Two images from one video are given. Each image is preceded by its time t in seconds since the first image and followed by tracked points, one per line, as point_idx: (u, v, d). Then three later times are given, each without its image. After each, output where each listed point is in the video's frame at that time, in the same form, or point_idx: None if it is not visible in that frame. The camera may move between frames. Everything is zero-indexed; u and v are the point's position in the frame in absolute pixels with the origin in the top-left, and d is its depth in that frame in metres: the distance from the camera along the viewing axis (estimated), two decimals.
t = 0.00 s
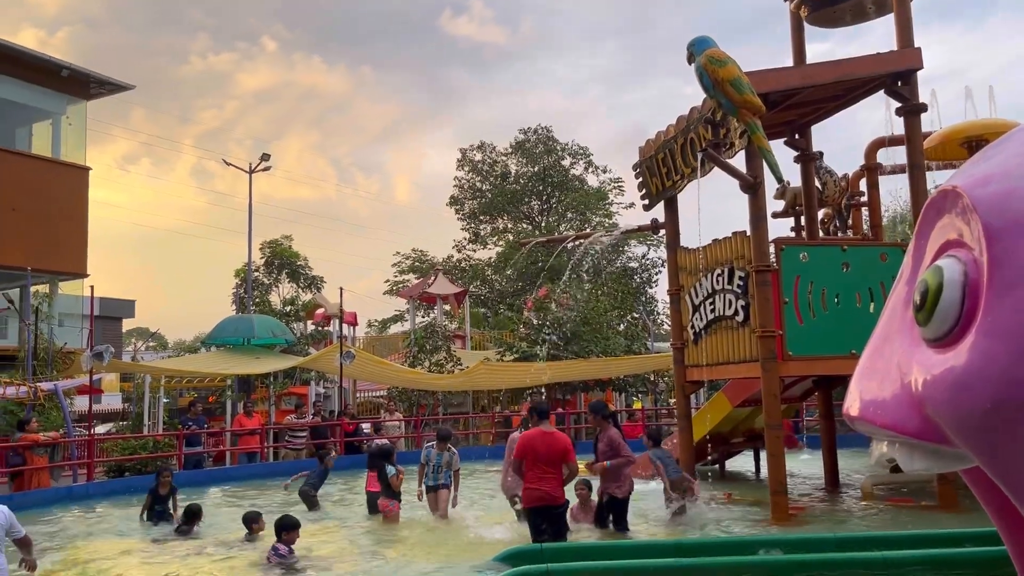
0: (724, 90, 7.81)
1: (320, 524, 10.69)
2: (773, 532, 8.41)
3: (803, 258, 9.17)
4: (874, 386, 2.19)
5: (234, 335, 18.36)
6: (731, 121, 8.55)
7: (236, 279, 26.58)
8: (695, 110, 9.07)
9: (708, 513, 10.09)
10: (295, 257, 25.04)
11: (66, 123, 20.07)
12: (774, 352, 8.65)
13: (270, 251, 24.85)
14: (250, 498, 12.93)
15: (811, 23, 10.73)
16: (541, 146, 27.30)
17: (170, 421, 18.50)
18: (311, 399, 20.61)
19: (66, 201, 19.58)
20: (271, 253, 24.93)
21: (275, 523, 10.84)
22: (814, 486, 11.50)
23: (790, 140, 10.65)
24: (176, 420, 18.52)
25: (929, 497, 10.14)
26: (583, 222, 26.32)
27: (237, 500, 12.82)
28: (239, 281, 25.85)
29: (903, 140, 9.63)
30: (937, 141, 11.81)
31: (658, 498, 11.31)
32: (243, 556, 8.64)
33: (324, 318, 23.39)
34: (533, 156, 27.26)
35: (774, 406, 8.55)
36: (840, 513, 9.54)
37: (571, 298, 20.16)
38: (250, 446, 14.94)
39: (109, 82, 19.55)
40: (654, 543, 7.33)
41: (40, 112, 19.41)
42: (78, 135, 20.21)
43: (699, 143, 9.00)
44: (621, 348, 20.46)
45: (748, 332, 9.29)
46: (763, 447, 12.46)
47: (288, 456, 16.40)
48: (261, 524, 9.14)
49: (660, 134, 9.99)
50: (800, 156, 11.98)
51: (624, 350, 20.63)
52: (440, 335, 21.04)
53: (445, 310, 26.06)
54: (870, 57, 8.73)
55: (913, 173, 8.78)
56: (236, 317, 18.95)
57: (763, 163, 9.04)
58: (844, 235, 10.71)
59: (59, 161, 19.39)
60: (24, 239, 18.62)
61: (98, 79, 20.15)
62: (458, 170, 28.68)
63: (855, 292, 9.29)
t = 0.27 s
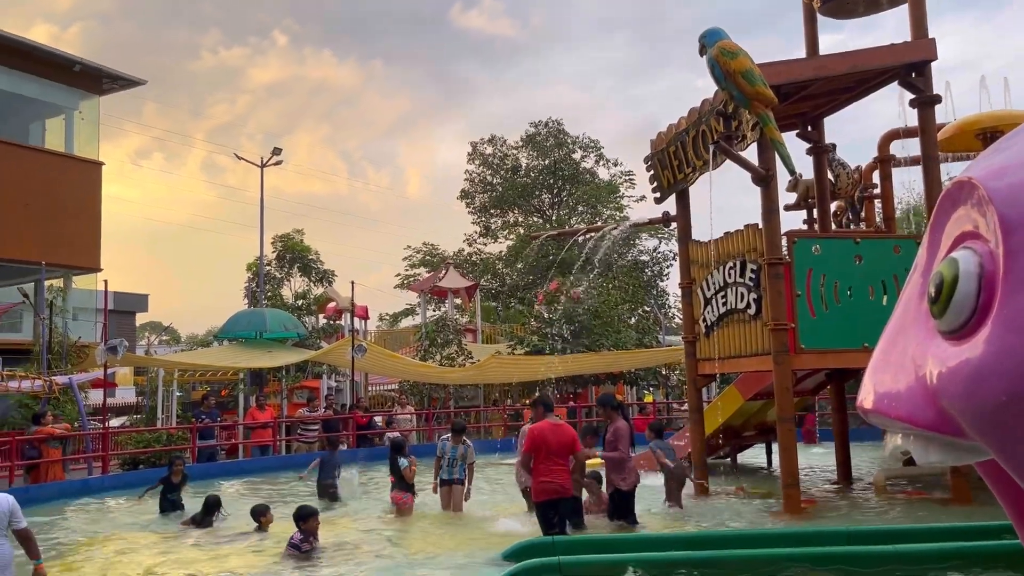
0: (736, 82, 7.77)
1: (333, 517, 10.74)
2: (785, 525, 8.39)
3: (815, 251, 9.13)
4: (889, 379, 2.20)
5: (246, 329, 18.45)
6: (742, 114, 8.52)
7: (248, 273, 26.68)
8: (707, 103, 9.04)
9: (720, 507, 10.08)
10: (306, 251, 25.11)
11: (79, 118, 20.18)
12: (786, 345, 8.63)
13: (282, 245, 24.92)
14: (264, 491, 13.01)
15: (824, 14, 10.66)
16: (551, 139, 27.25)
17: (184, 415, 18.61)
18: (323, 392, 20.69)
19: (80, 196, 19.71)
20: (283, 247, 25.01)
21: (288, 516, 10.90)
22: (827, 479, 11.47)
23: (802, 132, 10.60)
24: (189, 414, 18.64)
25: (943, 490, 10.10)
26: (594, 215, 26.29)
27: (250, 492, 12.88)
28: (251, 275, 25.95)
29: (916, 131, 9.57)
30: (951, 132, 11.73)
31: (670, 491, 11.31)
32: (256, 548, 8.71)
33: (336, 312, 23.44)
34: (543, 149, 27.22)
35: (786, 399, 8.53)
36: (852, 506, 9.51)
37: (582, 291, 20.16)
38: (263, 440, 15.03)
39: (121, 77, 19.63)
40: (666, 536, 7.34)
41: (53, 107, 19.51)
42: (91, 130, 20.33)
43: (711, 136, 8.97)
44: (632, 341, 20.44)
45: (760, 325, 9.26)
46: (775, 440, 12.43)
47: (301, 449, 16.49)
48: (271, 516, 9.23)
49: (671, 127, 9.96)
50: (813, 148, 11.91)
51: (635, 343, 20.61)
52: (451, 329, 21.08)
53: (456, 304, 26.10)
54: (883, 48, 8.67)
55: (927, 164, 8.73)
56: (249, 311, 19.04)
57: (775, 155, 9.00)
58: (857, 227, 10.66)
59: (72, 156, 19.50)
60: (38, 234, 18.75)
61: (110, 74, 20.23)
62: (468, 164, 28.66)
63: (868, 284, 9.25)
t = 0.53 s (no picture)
0: (748, 72, 7.73)
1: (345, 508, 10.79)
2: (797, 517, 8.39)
3: (828, 242, 9.08)
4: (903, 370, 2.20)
5: (258, 321, 18.52)
6: (754, 104, 8.47)
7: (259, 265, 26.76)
8: (719, 93, 8.99)
9: (731, 498, 10.08)
10: (317, 243, 25.16)
11: (92, 111, 20.26)
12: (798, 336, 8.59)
13: (294, 237, 24.99)
14: (276, 482, 13.08)
15: (837, 3, 10.57)
16: (562, 131, 27.16)
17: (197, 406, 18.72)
18: (335, 384, 20.78)
19: (93, 189, 19.81)
20: (295, 240, 25.07)
21: (301, 507, 10.96)
22: (839, 471, 11.44)
23: (815, 122, 10.52)
24: (202, 406, 18.74)
25: (956, 482, 10.06)
26: (605, 206, 26.22)
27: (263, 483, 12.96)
28: (263, 267, 26.03)
29: (931, 121, 9.49)
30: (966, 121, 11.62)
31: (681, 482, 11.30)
32: (269, 539, 8.76)
33: (347, 304, 23.51)
34: (554, 141, 27.14)
35: (798, 391, 8.50)
36: (865, 498, 9.49)
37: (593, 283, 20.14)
38: (275, 431, 15.11)
39: (133, 71, 19.69)
40: (678, 529, 7.35)
41: (65, 101, 19.59)
42: (103, 123, 20.41)
43: (722, 127, 8.92)
44: (643, 333, 20.41)
45: (772, 317, 9.23)
46: (787, 432, 12.40)
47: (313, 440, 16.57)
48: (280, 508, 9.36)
49: (683, 118, 9.91)
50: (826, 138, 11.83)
51: (646, 335, 20.59)
52: (462, 321, 21.11)
53: (467, 296, 26.12)
54: (897, 37, 8.59)
55: (941, 154, 8.66)
56: (260, 303, 19.11)
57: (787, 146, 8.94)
58: (870, 218, 10.59)
59: (85, 149, 19.59)
60: (51, 227, 18.88)
61: (122, 67, 20.28)
62: (479, 155, 28.62)
63: (881, 275, 9.20)
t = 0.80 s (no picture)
0: (760, 61, 7.68)
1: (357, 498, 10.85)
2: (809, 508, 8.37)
3: (840, 232, 9.04)
4: (918, 360, 2.27)
5: (270, 312, 18.59)
6: (766, 93, 8.42)
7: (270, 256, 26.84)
8: (730, 83, 8.95)
9: (743, 489, 10.07)
10: (328, 234, 25.21)
11: (103, 103, 20.33)
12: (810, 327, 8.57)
13: (305, 228, 25.06)
14: (289, 472, 13.16)
15: None
16: (572, 121, 27.07)
17: (209, 397, 18.84)
18: (346, 374, 20.85)
19: (105, 180, 19.91)
20: (306, 231, 25.14)
21: (313, 496, 11.02)
22: (850, 462, 11.44)
23: (827, 111, 10.45)
24: (215, 396, 18.85)
25: (967, 473, 10.04)
26: (615, 196, 26.16)
27: (276, 473, 13.04)
28: (274, 258, 26.12)
29: (944, 110, 9.42)
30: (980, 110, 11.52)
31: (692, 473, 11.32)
32: (282, 528, 8.82)
33: (358, 295, 23.56)
34: (564, 131, 27.06)
35: (810, 381, 8.48)
36: (876, 488, 9.49)
37: (603, 274, 20.12)
38: (288, 422, 15.20)
39: (144, 62, 19.71)
40: (689, 519, 7.35)
41: (77, 93, 19.65)
42: (114, 115, 20.47)
43: (734, 116, 8.88)
44: (654, 324, 20.39)
45: (784, 307, 9.20)
46: (798, 422, 12.39)
47: (325, 430, 16.65)
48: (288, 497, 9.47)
49: (694, 107, 9.87)
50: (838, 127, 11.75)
51: (657, 325, 20.56)
52: (473, 311, 21.14)
53: (477, 287, 26.14)
54: (910, 25, 8.52)
55: (955, 143, 8.60)
56: (272, 294, 19.18)
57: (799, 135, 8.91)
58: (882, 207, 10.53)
59: (96, 141, 19.67)
60: (64, 218, 18.98)
61: (133, 59, 20.31)
62: (489, 146, 28.57)
63: (894, 266, 9.15)
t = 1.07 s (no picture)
0: (770, 48, 7.63)
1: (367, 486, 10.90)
2: (818, 497, 8.36)
3: (852, 221, 8.99)
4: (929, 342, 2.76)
5: (280, 302, 18.63)
6: (777, 81, 8.37)
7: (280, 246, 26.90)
8: (741, 70, 8.90)
9: (752, 478, 10.07)
10: (337, 224, 25.24)
11: (113, 93, 20.37)
12: (821, 316, 8.54)
13: (315, 218, 25.09)
14: (299, 461, 13.22)
15: None
16: (582, 110, 26.98)
17: (220, 386, 18.92)
18: (356, 363, 20.91)
19: (116, 170, 19.97)
20: (316, 221, 25.17)
21: (324, 484, 11.08)
22: (860, 451, 11.43)
23: (839, 99, 10.38)
24: (226, 385, 18.94)
25: (978, 462, 10.01)
26: (625, 185, 26.08)
27: (287, 462, 13.10)
28: (284, 248, 26.16)
29: (957, 97, 9.34)
30: (994, 97, 11.42)
31: (701, 462, 11.32)
32: (293, 516, 8.87)
33: (367, 284, 23.59)
34: (574, 120, 26.97)
35: (820, 371, 8.46)
36: (886, 478, 9.47)
37: (613, 263, 20.09)
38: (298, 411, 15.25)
39: (154, 52, 19.72)
40: (698, 508, 7.36)
41: (87, 83, 19.69)
42: (124, 105, 20.51)
43: (745, 104, 8.84)
44: (664, 313, 20.36)
45: (794, 296, 9.17)
46: (808, 411, 12.36)
47: (335, 419, 16.71)
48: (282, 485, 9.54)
49: (704, 95, 9.82)
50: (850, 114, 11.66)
51: (666, 315, 20.52)
52: (482, 301, 21.14)
53: (487, 276, 26.15)
54: (923, 11, 8.44)
55: (968, 131, 8.54)
56: (282, 283, 19.21)
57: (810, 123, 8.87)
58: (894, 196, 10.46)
59: (107, 131, 19.73)
60: (75, 209, 19.06)
61: (143, 49, 20.33)
62: (498, 135, 28.51)
63: (906, 254, 9.10)
